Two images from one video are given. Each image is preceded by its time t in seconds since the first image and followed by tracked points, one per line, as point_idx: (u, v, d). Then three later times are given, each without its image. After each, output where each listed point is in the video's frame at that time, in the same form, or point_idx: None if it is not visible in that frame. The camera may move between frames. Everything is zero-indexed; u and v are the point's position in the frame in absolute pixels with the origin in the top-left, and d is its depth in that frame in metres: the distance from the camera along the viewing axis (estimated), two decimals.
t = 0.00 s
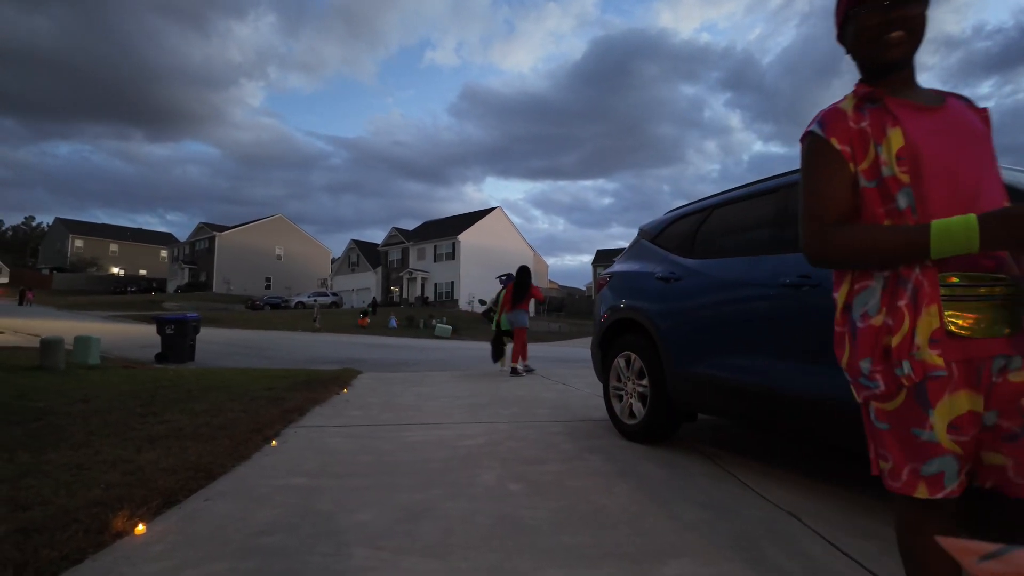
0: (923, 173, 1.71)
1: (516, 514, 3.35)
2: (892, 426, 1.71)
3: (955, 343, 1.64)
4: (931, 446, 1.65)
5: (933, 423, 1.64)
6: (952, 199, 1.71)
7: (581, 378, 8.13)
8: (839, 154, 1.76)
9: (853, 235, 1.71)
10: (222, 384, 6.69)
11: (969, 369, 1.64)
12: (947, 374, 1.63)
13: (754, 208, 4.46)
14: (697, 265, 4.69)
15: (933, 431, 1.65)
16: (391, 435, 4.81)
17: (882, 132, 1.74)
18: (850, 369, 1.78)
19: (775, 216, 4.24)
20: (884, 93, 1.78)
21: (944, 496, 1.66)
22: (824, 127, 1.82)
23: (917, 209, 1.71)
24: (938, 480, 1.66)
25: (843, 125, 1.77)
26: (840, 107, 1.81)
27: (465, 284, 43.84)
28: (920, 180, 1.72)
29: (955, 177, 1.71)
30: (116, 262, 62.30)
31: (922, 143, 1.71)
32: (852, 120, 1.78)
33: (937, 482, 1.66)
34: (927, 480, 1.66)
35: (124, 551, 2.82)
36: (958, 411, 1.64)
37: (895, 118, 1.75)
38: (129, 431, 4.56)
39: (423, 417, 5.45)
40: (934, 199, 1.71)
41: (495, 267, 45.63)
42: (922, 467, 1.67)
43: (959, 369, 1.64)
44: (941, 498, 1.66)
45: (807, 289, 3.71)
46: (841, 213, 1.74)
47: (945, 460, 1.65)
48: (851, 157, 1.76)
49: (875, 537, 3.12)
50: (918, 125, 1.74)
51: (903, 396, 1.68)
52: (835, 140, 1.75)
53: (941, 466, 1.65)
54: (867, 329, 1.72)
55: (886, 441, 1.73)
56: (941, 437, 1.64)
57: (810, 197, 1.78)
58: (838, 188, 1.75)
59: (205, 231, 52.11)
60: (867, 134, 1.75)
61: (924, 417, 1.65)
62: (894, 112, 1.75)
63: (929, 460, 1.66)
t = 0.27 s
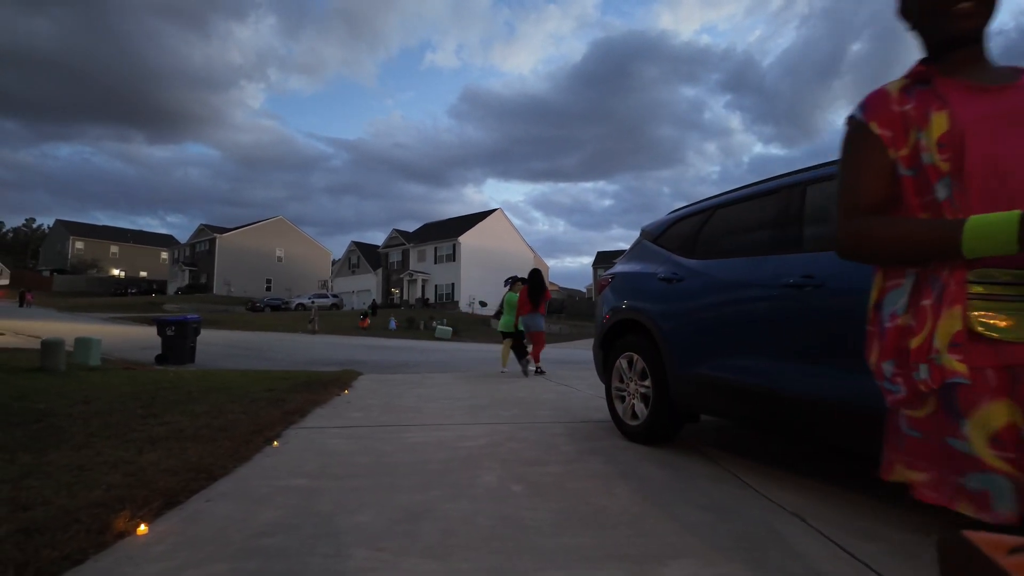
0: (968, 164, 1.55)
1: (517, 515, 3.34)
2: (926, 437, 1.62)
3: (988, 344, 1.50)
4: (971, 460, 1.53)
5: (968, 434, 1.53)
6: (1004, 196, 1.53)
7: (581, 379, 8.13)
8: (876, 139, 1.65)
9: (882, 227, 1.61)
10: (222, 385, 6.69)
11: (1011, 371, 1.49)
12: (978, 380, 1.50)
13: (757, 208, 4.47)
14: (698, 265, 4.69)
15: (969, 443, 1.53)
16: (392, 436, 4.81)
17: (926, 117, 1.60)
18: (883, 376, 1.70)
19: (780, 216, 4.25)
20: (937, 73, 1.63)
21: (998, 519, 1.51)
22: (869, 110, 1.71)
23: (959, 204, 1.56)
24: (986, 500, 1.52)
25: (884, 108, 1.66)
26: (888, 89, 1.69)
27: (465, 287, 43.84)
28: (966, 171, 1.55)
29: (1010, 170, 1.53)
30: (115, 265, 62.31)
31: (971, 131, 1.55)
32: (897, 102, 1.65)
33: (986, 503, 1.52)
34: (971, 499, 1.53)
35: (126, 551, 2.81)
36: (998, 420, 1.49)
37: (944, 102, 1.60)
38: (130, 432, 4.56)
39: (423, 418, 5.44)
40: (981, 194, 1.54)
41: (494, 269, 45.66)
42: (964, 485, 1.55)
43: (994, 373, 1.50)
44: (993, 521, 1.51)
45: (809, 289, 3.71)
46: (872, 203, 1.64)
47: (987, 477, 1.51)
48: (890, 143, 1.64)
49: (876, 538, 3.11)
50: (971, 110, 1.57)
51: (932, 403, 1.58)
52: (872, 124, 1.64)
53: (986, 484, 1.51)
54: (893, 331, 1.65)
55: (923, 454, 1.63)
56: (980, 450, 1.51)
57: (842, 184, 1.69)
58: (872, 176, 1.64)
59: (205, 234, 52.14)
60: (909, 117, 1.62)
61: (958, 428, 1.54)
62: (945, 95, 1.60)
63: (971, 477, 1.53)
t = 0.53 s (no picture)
0: None
1: (523, 514, 3.34)
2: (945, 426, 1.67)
3: (1013, 331, 1.55)
4: (980, 445, 1.58)
5: (979, 417, 1.58)
6: None
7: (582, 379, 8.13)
8: (934, 117, 1.72)
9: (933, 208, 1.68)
10: (224, 384, 6.67)
11: None
12: (995, 363, 1.56)
13: (762, 208, 4.49)
14: (703, 265, 4.70)
15: (978, 424, 1.58)
16: (396, 435, 4.80)
17: (986, 92, 1.64)
18: (918, 362, 1.77)
19: (785, 215, 4.28)
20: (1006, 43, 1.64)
21: (1000, 511, 1.53)
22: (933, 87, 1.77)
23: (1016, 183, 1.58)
24: (989, 488, 1.55)
25: (946, 84, 1.71)
26: (955, 63, 1.73)
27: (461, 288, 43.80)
28: None
29: None
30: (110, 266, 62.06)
31: None
32: (960, 80, 1.69)
33: (989, 491, 1.55)
34: (974, 485, 1.58)
35: (131, 550, 2.80)
36: (1012, 405, 1.54)
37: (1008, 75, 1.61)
38: (133, 430, 4.54)
39: (426, 417, 5.44)
40: None
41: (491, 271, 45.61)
42: (968, 470, 1.60)
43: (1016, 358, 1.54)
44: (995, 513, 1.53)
45: (817, 288, 3.71)
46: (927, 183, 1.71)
47: (994, 462, 1.55)
48: (949, 120, 1.70)
49: (881, 537, 3.12)
50: None
51: (950, 385, 1.65)
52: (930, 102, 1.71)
53: (990, 470, 1.55)
54: (927, 316, 1.73)
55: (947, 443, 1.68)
56: (991, 432, 1.56)
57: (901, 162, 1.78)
58: (930, 154, 1.73)
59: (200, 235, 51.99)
60: (969, 93, 1.67)
61: (970, 411, 1.60)
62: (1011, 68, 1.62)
63: (976, 462, 1.58)
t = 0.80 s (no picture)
0: None
1: (524, 514, 3.34)
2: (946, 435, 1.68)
3: None
4: (974, 457, 1.59)
5: (978, 433, 1.58)
6: None
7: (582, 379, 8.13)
8: (953, 102, 1.73)
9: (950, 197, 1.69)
10: (224, 384, 6.67)
11: None
12: (1010, 376, 1.54)
13: (761, 208, 4.50)
14: (703, 265, 4.70)
15: (977, 441, 1.59)
16: (397, 435, 4.80)
17: (1005, 74, 1.63)
18: (933, 361, 1.77)
19: (786, 215, 4.27)
20: None
21: (977, 522, 1.56)
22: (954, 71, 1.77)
23: None
24: (971, 499, 1.57)
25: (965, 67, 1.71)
26: (976, 45, 1.73)
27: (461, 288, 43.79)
28: None
29: None
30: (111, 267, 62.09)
31: None
32: (980, 61, 1.69)
33: (970, 502, 1.58)
34: (958, 494, 1.60)
35: (131, 550, 2.80)
36: (1015, 427, 1.53)
37: None
38: (133, 430, 4.54)
39: (427, 417, 5.44)
40: None
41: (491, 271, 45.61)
42: (956, 480, 1.62)
43: None
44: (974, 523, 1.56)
45: (818, 287, 3.71)
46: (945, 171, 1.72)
47: (983, 476, 1.56)
48: (967, 105, 1.70)
49: (881, 536, 3.11)
50: None
51: (958, 390, 1.65)
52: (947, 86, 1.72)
53: (978, 484, 1.57)
54: (949, 312, 1.72)
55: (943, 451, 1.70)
56: (987, 450, 1.57)
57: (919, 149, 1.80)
58: (950, 140, 1.73)
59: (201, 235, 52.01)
60: (988, 76, 1.67)
61: (971, 424, 1.60)
62: None
63: (966, 473, 1.60)
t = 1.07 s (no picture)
0: (1006, 125, 1.58)
1: (512, 514, 3.34)
2: (936, 447, 1.68)
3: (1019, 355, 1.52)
4: (966, 471, 1.59)
5: (972, 448, 1.58)
6: None
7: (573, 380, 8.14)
8: (914, 105, 1.75)
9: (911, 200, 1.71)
10: (212, 385, 6.64)
11: None
12: (999, 387, 1.54)
13: (749, 209, 4.51)
14: (691, 265, 4.70)
15: (971, 456, 1.59)
16: (384, 436, 4.79)
17: (964, 77, 1.65)
18: (917, 369, 1.75)
19: (772, 217, 4.28)
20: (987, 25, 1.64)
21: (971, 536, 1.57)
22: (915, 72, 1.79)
23: (993, 170, 1.60)
24: (966, 513, 1.58)
25: (925, 70, 1.74)
26: (937, 48, 1.75)
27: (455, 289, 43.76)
28: (1001, 134, 1.59)
29: None
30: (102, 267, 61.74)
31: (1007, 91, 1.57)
32: (940, 63, 1.71)
33: (965, 516, 1.58)
34: (952, 509, 1.60)
35: (116, 553, 2.78)
36: (1009, 439, 1.53)
37: (986, 58, 1.62)
38: (119, 432, 4.51)
39: (416, 418, 5.43)
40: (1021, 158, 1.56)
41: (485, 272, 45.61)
42: (949, 493, 1.62)
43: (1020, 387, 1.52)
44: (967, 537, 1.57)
45: (801, 289, 3.75)
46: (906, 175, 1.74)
47: (978, 491, 1.57)
48: (928, 108, 1.72)
49: (868, 536, 3.13)
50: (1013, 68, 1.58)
51: (948, 401, 1.64)
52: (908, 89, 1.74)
53: (973, 498, 1.57)
54: (928, 317, 1.71)
55: (932, 461, 1.70)
56: (981, 466, 1.57)
57: (881, 153, 1.82)
58: (913, 144, 1.75)
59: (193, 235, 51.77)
60: (947, 78, 1.69)
61: (964, 438, 1.60)
62: (991, 51, 1.62)
63: (960, 487, 1.60)
